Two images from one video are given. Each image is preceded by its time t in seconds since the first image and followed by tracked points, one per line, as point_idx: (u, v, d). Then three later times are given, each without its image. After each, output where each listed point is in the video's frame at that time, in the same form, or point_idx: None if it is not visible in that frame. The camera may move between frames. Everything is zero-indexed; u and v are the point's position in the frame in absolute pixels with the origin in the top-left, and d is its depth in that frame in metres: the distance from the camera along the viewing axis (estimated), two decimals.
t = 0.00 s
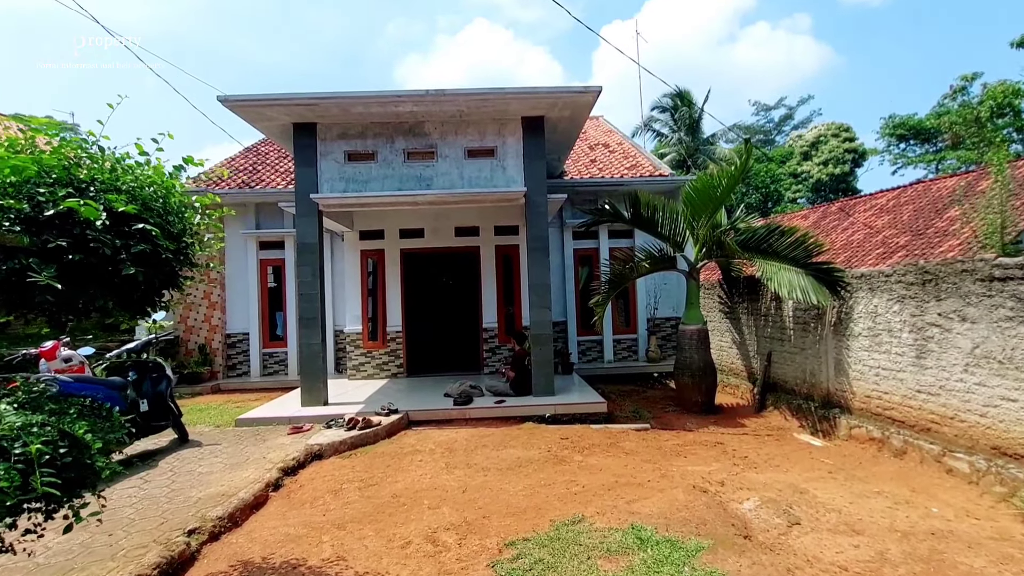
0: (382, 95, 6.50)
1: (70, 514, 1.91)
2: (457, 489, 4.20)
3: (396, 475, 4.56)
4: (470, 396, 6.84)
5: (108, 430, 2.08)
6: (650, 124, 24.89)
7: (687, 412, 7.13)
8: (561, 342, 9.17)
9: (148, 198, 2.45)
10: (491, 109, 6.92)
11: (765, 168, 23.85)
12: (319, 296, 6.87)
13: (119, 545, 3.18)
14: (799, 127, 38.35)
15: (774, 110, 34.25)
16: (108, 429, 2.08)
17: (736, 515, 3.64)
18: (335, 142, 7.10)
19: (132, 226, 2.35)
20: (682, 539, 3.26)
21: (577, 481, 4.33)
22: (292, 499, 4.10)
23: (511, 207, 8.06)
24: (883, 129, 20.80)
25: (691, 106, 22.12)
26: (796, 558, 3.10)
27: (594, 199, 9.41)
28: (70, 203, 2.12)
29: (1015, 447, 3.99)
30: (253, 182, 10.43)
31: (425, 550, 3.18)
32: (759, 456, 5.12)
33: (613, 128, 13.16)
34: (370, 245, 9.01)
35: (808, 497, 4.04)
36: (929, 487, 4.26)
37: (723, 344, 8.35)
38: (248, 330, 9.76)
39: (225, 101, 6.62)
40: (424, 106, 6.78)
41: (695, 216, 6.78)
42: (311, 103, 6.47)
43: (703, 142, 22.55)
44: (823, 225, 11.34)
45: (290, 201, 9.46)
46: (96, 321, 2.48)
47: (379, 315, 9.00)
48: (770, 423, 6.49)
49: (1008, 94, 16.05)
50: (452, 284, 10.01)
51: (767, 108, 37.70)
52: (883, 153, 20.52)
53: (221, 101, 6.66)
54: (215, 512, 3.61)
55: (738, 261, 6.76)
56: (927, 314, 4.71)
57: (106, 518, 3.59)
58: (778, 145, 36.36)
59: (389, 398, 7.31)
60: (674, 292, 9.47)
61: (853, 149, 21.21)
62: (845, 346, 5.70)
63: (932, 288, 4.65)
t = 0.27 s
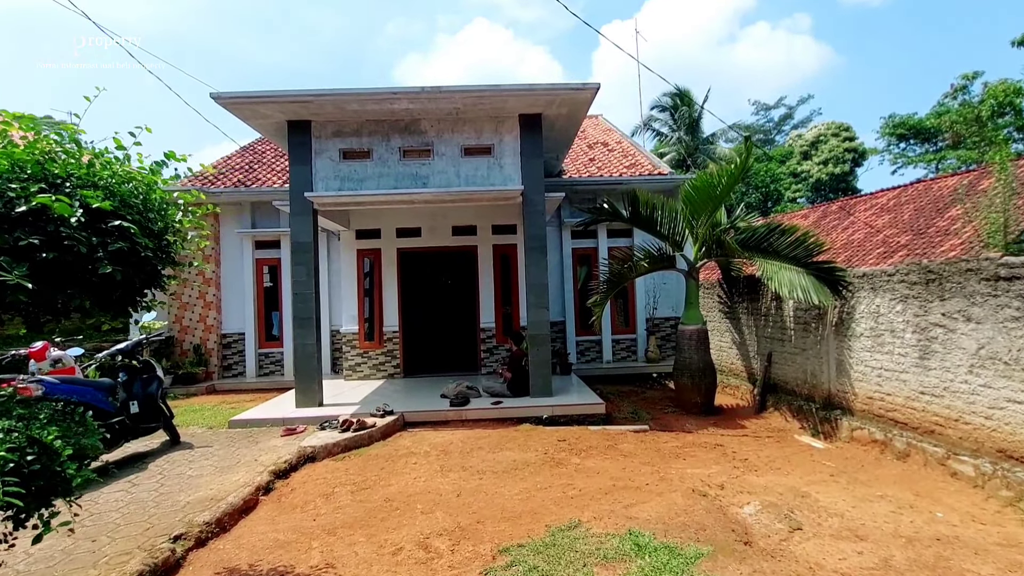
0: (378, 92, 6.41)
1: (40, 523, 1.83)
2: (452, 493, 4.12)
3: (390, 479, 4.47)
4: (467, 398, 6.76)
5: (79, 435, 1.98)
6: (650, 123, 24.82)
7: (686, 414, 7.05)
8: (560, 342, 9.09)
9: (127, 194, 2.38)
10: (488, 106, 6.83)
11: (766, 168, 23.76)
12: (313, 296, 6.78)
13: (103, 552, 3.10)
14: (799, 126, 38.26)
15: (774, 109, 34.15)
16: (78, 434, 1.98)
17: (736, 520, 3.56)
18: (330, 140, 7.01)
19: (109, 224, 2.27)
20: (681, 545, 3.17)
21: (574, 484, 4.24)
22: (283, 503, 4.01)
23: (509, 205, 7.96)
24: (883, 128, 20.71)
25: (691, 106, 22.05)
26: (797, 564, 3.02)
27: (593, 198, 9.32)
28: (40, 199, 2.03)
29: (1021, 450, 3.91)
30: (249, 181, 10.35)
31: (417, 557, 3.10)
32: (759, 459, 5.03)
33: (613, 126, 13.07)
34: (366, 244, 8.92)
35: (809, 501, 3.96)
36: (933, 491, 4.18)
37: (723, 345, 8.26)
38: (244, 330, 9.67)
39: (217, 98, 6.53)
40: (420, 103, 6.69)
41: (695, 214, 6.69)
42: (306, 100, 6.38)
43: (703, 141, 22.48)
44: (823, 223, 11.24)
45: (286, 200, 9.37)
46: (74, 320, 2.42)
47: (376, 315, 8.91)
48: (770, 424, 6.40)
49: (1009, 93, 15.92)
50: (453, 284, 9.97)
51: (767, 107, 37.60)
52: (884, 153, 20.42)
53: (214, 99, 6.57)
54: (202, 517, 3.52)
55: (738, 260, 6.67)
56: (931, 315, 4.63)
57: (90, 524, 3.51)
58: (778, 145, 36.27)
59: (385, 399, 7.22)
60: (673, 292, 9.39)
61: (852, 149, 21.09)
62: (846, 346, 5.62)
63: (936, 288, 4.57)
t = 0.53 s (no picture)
0: (376, 92, 6.34)
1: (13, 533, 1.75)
2: (449, 500, 4.02)
3: (387, 485, 4.38)
4: (466, 402, 6.66)
5: (54, 441, 1.89)
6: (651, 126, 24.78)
7: (689, 418, 6.94)
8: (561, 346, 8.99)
9: (110, 191, 2.30)
10: (488, 107, 6.76)
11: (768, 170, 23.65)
12: (311, 299, 6.70)
13: (88, 562, 3.02)
14: (801, 129, 38.16)
15: (776, 112, 34.05)
16: (53, 441, 1.88)
17: (741, 529, 3.45)
18: (328, 141, 6.94)
19: (89, 222, 2.19)
20: (684, 555, 3.07)
21: (575, 491, 4.14)
22: (276, 511, 3.91)
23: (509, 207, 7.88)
24: (885, 131, 20.60)
25: (693, 108, 22.00)
26: None
27: (595, 200, 9.24)
28: (16, 196, 1.95)
29: None
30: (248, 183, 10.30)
31: (412, 568, 3.00)
32: (764, 465, 4.92)
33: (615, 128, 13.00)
34: (366, 246, 8.85)
35: (817, 509, 3.85)
36: (944, 498, 4.06)
37: (726, 348, 8.15)
38: (243, 333, 9.60)
39: (214, 99, 6.46)
40: (419, 104, 6.62)
41: (697, 216, 6.60)
42: (303, 100, 6.32)
43: (705, 144, 22.43)
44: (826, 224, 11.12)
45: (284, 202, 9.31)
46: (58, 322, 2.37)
47: (375, 318, 8.83)
48: (775, 429, 6.29)
49: (1013, 95, 15.73)
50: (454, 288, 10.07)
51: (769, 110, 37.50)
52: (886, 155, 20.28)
53: (212, 99, 6.51)
54: (192, 525, 3.43)
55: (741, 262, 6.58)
56: (940, 317, 4.52)
57: (78, 532, 3.42)
58: (780, 148, 36.18)
59: (384, 404, 7.13)
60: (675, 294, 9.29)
61: (855, 151, 20.99)
62: (852, 350, 5.51)
63: (945, 290, 4.47)
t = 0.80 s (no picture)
0: (376, 88, 6.24)
1: None
2: (449, 504, 3.91)
3: (386, 488, 4.28)
4: (467, 403, 6.55)
5: (33, 446, 1.82)
6: (655, 125, 24.66)
7: (694, 420, 6.82)
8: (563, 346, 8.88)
9: (94, 184, 2.22)
10: (490, 103, 6.66)
11: (772, 170, 23.47)
12: (310, 298, 6.61)
13: (77, 568, 2.93)
14: (806, 129, 37.92)
15: (780, 111, 33.84)
16: (34, 446, 1.81)
17: (750, 536, 3.34)
18: (328, 138, 6.86)
19: (72, 216, 2.11)
20: (691, 563, 2.96)
21: (578, 495, 4.03)
22: (272, 515, 3.82)
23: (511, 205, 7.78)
24: (890, 130, 20.39)
25: (697, 108, 21.88)
26: None
27: (598, 199, 9.12)
28: None
29: None
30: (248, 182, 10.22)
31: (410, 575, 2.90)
32: (773, 468, 4.80)
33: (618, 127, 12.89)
34: (367, 245, 8.76)
35: (828, 514, 3.74)
36: (959, 503, 3.94)
37: (732, 349, 8.03)
38: (243, 332, 9.52)
39: (213, 95, 6.38)
40: (420, 100, 6.52)
41: (703, 214, 6.48)
42: (303, 97, 6.23)
43: (708, 143, 22.30)
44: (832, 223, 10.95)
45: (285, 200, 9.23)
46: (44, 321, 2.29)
47: (376, 317, 8.73)
48: (782, 431, 6.17)
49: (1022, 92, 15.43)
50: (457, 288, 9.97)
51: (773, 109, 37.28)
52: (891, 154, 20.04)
53: (210, 96, 6.44)
54: (184, 530, 3.34)
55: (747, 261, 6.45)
56: (954, 317, 4.40)
57: (67, 537, 3.33)
58: (784, 147, 35.96)
59: (384, 404, 7.03)
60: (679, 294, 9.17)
61: (860, 150, 20.79)
62: (862, 350, 5.39)
63: (959, 289, 4.35)
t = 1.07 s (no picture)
0: (375, 84, 6.12)
1: None
2: (448, 512, 3.79)
3: (383, 494, 4.16)
4: (468, 405, 6.43)
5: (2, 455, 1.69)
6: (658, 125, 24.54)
7: (699, 423, 6.68)
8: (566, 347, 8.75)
9: (71, 177, 2.11)
10: (491, 100, 6.53)
11: (776, 169, 23.29)
12: (309, 298, 6.49)
13: None
14: (810, 128, 37.68)
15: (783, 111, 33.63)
16: (1, 454, 1.66)
17: (761, 546, 3.21)
18: (327, 136, 6.74)
19: (45, 209, 1.99)
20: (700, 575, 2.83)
21: (581, 502, 3.90)
22: (264, 521, 3.70)
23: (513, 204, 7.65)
24: (895, 130, 20.16)
25: (700, 107, 21.75)
26: None
27: (601, 198, 8.99)
28: None
29: None
30: (248, 180, 10.11)
31: None
32: (781, 474, 4.67)
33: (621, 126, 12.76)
34: (366, 245, 8.64)
35: (841, 523, 3.61)
36: (976, 512, 3.80)
37: (737, 350, 7.89)
38: (242, 333, 9.42)
39: (210, 92, 6.28)
40: (420, 97, 6.40)
41: (708, 213, 6.34)
42: (301, 93, 6.11)
43: (712, 143, 22.18)
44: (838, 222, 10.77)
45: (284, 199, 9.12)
46: (20, 323, 2.15)
47: (376, 317, 8.61)
48: (790, 435, 6.03)
49: None
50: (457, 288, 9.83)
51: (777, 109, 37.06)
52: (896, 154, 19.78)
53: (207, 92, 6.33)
54: (172, 538, 3.21)
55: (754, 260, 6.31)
56: (970, 318, 4.26)
57: (52, 545, 3.21)
58: (788, 147, 35.76)
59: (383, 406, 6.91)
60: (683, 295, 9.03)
61: (864, 150, 20.60)
62: (873, 353, 5.25)
63: (976, 289, 4.21)
